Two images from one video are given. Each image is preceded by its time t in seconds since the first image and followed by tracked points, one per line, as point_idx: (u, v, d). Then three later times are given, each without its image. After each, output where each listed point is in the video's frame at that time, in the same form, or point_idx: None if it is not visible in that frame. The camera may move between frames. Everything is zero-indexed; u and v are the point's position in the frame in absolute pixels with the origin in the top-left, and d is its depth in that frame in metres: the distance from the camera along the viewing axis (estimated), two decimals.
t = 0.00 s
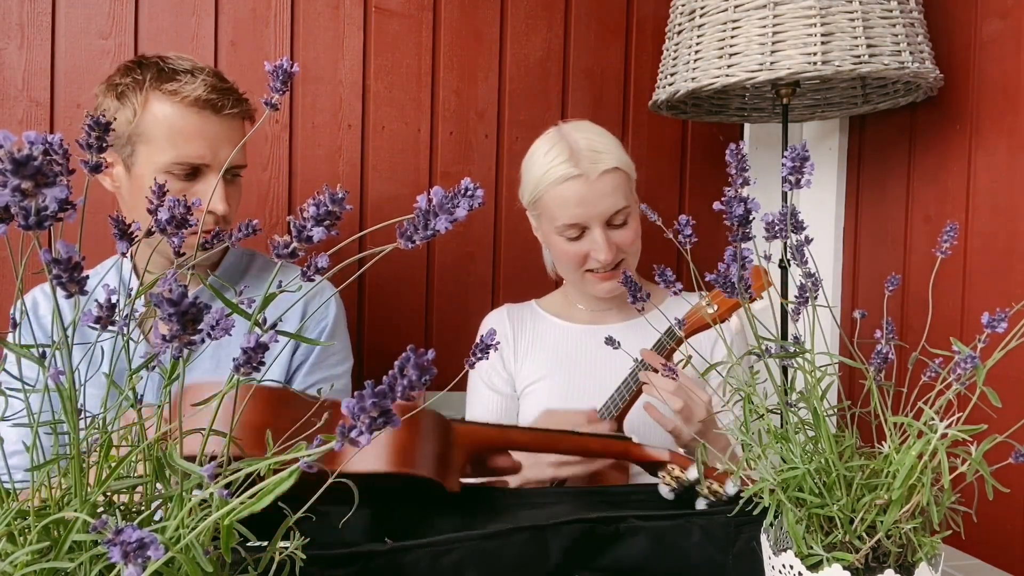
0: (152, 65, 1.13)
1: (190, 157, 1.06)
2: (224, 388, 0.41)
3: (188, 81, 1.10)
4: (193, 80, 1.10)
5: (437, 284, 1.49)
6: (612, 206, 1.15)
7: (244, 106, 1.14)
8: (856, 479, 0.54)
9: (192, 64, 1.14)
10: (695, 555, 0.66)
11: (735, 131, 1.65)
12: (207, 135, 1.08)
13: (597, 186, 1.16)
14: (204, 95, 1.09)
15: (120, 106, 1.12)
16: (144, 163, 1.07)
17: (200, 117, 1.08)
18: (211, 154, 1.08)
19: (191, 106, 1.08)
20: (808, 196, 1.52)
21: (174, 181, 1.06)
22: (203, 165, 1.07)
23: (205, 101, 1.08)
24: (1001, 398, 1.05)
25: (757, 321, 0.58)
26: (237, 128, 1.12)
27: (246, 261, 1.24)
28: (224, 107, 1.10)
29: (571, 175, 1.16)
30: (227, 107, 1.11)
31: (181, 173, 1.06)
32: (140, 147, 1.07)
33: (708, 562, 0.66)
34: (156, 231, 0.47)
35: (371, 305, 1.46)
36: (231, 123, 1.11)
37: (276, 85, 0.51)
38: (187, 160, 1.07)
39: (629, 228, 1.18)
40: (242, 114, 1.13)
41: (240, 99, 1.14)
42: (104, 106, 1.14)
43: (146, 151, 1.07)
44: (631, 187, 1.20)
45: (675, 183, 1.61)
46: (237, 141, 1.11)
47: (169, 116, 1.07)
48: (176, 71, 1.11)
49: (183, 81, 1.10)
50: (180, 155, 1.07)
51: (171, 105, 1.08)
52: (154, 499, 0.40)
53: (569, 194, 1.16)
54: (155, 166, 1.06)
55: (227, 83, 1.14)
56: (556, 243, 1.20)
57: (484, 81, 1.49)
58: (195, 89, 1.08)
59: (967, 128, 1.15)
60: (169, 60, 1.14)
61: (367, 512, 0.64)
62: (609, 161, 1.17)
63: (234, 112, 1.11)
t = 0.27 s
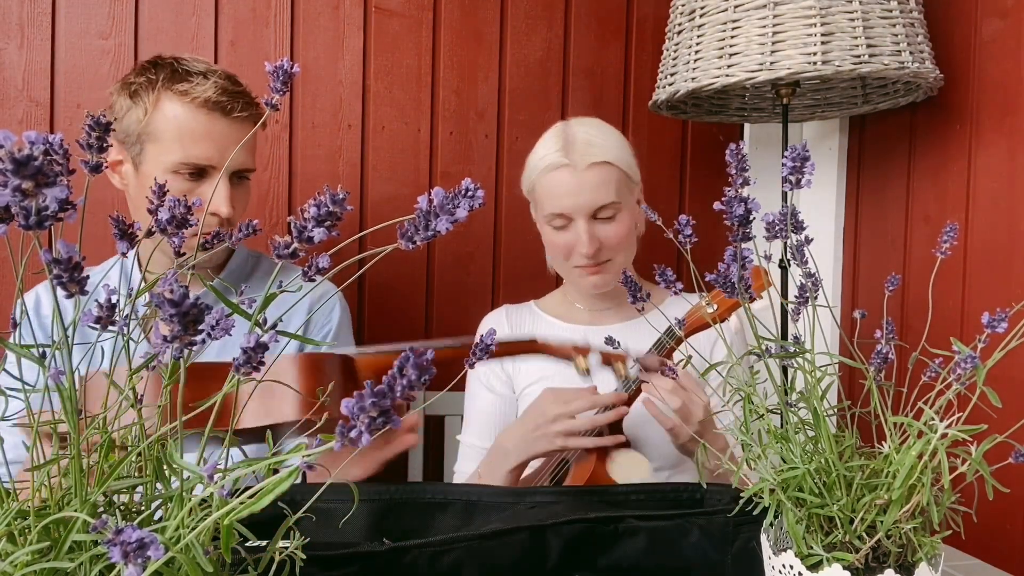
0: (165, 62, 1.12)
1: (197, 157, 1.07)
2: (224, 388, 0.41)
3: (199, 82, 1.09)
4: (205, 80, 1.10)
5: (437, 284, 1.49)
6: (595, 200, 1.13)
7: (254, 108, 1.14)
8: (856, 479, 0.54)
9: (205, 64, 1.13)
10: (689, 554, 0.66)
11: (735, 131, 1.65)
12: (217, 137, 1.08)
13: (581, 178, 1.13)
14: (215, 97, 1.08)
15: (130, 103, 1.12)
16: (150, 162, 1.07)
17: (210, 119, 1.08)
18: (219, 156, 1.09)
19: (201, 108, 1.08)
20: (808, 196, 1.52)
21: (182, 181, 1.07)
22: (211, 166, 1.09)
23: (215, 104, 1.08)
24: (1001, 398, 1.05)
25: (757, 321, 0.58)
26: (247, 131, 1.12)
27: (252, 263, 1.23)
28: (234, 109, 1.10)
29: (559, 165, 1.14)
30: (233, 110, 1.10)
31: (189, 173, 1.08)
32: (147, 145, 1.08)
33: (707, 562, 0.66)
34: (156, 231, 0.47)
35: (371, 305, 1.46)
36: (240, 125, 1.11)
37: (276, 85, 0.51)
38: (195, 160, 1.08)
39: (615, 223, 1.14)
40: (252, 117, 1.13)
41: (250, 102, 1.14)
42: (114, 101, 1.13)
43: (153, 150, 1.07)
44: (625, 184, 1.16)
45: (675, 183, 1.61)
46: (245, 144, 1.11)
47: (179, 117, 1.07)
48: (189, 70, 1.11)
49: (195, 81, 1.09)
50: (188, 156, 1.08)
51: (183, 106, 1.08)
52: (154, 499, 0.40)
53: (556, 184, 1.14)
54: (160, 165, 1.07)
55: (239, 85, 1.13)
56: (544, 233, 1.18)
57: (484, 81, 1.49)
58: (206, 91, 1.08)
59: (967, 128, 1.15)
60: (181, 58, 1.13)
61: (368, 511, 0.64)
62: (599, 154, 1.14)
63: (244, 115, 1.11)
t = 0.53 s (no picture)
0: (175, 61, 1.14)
1: (196, 155, 1.06)
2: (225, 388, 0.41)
3: (203, 80, 1.10)
4: (209, 79, 1.11)
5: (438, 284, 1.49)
6: (572, 187, 1.16)
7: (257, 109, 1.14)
8: (856, 479, 0.54)
9: (213, 65, 1.14)
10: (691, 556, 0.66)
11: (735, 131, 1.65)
12: (215, 135, 1.08)
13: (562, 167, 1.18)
14: (217, 96, 1.09)
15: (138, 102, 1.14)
16: (152, 159, 1.07)
17: (209, 116, 1.08)
18: (216, 155, 1.08)
19: (201, 105, 1.08)
20: (808, 196, 1.52)
21: (181, 179, 1.06)
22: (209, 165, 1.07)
23: (214, 101, 1.09)
24: (1001, 397, 1.05)
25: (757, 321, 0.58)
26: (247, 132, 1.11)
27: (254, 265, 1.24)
28: (234, 108, 1.10)
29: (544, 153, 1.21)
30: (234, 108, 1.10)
31: (188, 171, 1.06)
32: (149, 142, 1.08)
33: (707, 562, 0.66)
34: (156, 231, 0.47)
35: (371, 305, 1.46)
36: (240, 124, 1.11)
37: (277, 85, 0.51)
38: (194, 158, 1.07)
39: (592, 214, 1.16)
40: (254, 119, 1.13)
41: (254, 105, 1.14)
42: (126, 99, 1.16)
43: (154, 147, 1.07)
44: (609, 178, 1.18)
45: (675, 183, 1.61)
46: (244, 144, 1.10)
47: (179, 112, 1.07)
48: (195, 69, 1.12)
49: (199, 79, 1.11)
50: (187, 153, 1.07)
51: (184, 102, 1.08)
52: (154, 499, 0.40)
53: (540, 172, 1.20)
54: (161, 163, 1.06)
55: (244, 86, 1.14)
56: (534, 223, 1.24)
57: (484, 81, 1.49)
58: (207, 88, 1.09)
59: (967, 128, 1.15)
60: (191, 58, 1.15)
61: (368, 511, 0.65)
62: (583, 145, 1.18)
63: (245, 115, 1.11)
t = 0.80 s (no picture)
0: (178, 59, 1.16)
1: (190, 152, 1.06)
2: (226, 389, 0.41)
3: (198, 75, 1.11)
4: (204, 75, 1.11)
5: (438, 284, 1.49)
6: (574, 180, 1.17)
7: (254, 107, 1.13)
8: (856, 479, 0.54)
9: (215, 64, 1.14)
10: (691, 555, 0.66)
11: (735, 131, 1.65)
12: (208, 131, 1.08)
13: (567, 160, 1.19)
14: (210, 92, 1.09)
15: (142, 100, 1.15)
16: (150, 156, 1.08)
17: (200, 111, 1.08)
18: (209, 152, 1.07)
19: (193, 101, 1.08)
20: (808, 196, 1.52)
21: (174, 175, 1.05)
22: (201, 162, 1.06)
23: (206, 97, 1.08)
24: (1001, 397, 1.05)
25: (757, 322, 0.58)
26: (242, 128, 1.11)
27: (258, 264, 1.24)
28: (226, 104, 1.09)
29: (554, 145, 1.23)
30: (228, 104, 1.09)
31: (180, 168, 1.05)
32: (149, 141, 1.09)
33: (706, 562, 0.66)
34: (156, 231, 0.47)
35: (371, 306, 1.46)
36: (232, 121, 1.10)
37: (277, 85, 0.51)
38: (188, 155, 1.06)
39: (592, 208, 1.17)
40: (250, 115, 1.12)
41: (251, 101, 1.13)
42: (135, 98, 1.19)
43: (151, 144, 1.08)
44: (612, 173, 1.18)
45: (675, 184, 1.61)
46: (239, 140, 1.10)
47: (172, 108, 1.08)
48: (193, 66, 1.13)
49: (194, 75, 1.11)
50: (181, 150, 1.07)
51: (178, 98, 1.08)
52: (154, 499, 0.40)
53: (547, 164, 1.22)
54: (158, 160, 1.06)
55: (241, 83, 1.13)
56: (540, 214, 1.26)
57: (484, 81, 1.49)
58: (198, 83, 1.09)
59: (967, 128, 1.15)
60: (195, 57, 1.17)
61: (368, 511, 0.65)
62: (589, 140, 1.20)
63: (240, 111, 1.10)
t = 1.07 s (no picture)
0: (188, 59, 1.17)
1: (192, 153, 1.06)
2: (226, 389, 0.41)
3: (202, 76, 1.10)
4: (207, 76, 1.11)
5: (438, 284, 1.49)
6: (570, 173, 1.20)
7: (258, 108, 1.12)
8: (856, 479, 0.54)
9: (222, 66, 1.14)
10: (691, 555, 0.66)
11: (735, 131, 1.65)
12: (210, 132, 1.07)
13: (566, 153, 1.22)
14: (211, 93, 1.09)
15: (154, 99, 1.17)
16: (156, 156, 1.09)
17: (202, 112, 1.08)
18: (210, 152, 1.07)
19: (195, 101, 1.08)
20: (809, 196, 1.52)
21: (179, 176, 1.06)
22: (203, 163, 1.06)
23: (207, 97, 1.08)
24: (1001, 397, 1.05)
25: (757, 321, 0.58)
26: (245, 129, 1.10)
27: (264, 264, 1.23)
28: (227, 105, 1.09)
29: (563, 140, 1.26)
30: (230, 105, 1.09)
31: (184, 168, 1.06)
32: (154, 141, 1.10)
33: (706, 562, 0.66)
34: (156, 231, 0.47)
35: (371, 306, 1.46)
36: (234, 122, 1.09)
37: (277, 85, 0.51)
38: (190, 156, 1.06)
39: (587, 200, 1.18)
40: (254, 116, 1.11)
41: (254, 101, 1.12)
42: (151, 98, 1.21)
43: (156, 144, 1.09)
44: (610, 168, 1.19)
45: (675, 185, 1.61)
46: (241, 141, 1.09)
47: (175, 108, 1.08)
48: (199, 67, 1.13)
49: (198, 76, 1.11)
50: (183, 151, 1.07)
51: (180, 99, 1.08)
52: (154, 499, 0.40)
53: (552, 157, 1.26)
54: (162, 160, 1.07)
55: (244, 84, 1.13)
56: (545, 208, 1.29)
57: (484, 81, 1.49)
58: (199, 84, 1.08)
59: (967, 128, 1.15)
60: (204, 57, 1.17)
61: (368, 511, 0.65)
62: (589, 135, 1.22)
63: (242, 112, 1.10)
